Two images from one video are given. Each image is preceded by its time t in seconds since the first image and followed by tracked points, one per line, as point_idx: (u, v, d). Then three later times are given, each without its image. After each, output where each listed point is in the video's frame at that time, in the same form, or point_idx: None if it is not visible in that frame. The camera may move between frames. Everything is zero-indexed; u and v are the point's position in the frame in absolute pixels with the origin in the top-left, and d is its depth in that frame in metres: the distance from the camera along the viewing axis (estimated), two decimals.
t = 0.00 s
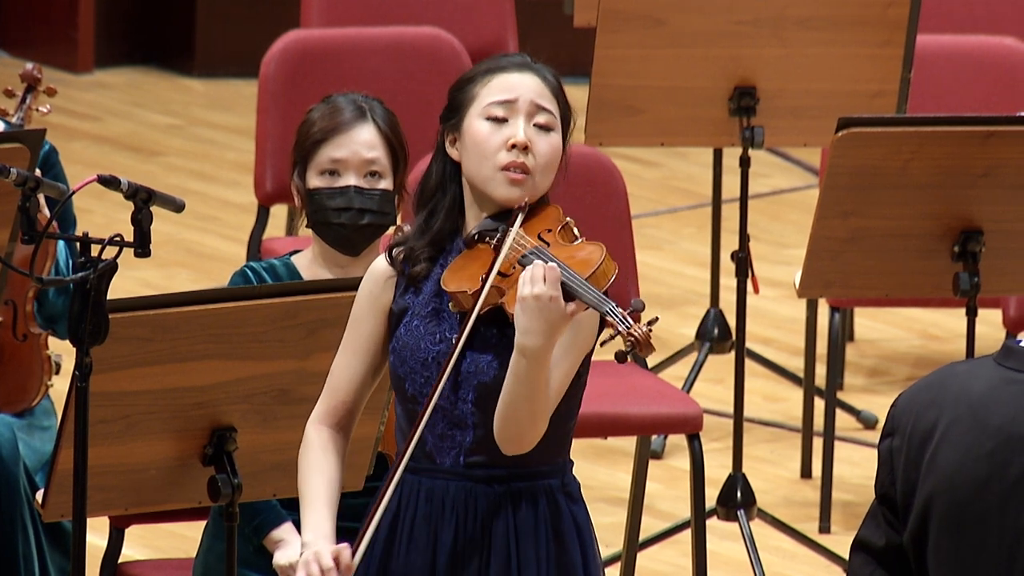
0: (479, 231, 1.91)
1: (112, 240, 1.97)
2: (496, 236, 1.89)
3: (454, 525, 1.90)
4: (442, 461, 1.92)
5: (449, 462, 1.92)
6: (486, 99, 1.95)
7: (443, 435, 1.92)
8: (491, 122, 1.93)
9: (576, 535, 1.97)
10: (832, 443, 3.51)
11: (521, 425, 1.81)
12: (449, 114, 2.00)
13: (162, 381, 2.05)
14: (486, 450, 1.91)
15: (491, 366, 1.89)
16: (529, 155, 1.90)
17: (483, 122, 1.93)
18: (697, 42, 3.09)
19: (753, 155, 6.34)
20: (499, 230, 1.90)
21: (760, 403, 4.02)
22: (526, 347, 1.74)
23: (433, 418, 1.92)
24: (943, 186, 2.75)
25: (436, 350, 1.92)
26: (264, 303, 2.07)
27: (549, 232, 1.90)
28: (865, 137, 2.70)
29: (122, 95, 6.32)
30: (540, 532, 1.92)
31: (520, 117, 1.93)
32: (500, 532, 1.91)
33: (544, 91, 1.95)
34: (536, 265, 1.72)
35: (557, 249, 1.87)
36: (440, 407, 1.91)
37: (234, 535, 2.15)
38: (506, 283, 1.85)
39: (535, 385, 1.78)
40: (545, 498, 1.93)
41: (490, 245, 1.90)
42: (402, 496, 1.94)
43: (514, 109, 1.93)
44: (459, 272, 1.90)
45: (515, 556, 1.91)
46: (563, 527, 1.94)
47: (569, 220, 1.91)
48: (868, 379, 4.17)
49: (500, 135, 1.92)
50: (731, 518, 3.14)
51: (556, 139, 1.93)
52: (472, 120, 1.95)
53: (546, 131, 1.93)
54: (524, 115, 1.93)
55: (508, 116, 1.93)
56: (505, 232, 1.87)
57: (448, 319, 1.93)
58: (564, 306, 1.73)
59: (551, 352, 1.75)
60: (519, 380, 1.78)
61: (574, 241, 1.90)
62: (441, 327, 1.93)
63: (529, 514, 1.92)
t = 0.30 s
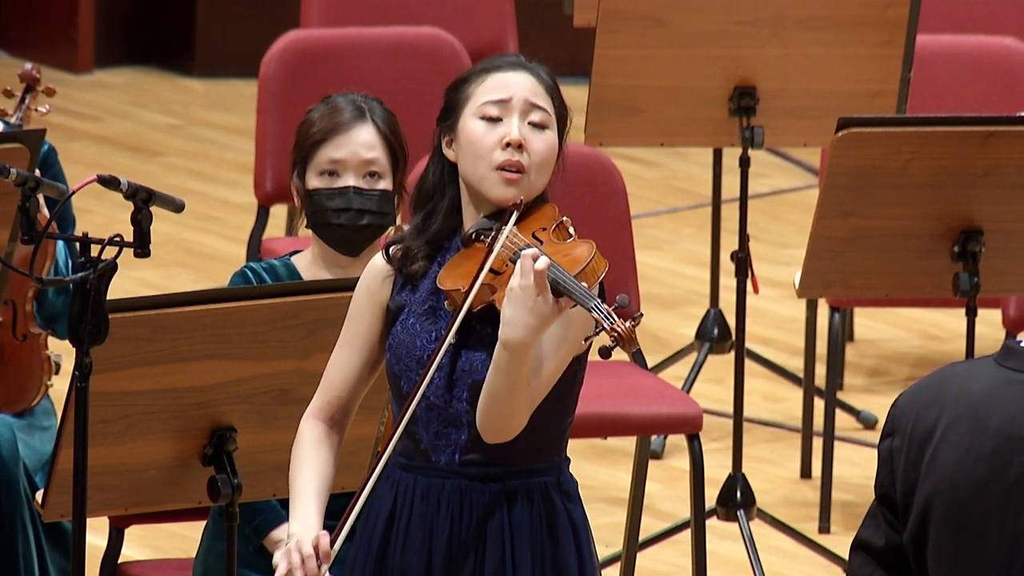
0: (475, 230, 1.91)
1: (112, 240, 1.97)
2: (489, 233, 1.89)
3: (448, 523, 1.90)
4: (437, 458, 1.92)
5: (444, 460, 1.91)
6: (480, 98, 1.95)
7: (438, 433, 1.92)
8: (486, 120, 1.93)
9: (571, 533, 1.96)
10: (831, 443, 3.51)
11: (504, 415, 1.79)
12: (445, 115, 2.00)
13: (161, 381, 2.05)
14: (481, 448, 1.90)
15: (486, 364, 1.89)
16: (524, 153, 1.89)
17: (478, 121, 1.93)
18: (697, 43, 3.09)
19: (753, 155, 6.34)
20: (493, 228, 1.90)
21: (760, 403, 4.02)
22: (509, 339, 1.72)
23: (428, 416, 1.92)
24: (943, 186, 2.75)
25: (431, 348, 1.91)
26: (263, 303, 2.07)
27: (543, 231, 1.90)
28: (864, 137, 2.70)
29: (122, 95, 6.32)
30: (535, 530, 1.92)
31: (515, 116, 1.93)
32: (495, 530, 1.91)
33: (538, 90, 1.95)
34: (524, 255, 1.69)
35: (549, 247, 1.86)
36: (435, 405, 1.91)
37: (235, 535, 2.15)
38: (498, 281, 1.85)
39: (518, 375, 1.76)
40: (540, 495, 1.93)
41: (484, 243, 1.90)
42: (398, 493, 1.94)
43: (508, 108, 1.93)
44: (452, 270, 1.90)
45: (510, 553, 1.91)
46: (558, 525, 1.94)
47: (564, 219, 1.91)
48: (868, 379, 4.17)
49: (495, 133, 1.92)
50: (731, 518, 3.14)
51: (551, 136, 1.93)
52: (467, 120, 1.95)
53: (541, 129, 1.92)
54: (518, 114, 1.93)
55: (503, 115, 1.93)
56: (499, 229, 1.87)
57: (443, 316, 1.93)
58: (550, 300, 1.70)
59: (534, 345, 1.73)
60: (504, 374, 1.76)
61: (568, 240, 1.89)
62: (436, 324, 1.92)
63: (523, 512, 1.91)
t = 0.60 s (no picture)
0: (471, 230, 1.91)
1: (112, 240, 1.97)
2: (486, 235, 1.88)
3: (443, 523, 1.90)
4: (433, 457, 1.92)
5: (440, 459, 1.91)
6: (478, 98, 1.95)
7: (433, 433, 1.92)
8: (482, 120, 1.94)
9: (567, 533, 1.96)
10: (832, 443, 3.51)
11: (501, 414, 1.79)
12: (443, 115, 2.01)
13: (161, 381, 2.05)
14: (476, 447, 1.90)
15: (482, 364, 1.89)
16: (519, 153, 1.89)
17: (474, 121, 1.94)
18: (697, 43, 3.09)
19: (753, 155, 6.34)
20: (490, 229, 1.89)
21: (760, 403, 4.02)
22: (503, 337, 1.73)
23: (425, 416, 1.92)
24: (944, 186, 2.75)
25: (427, 347, 1.91)
26: (263, 303, 2.07)
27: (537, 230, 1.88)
28: (864, 137, 2.70)
29: (122, 95, 6.32)
30: (530, 530, 1.92)
31: (511, 116, 1.93)
32: (491, 530, 1.90)
33: (535, 90, 1.95)
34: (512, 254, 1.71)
35: (542, 246, 1.85)
36: (432, 406, 1.91)
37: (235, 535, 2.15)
38: (493, 280, 1.85)
39: (513, 373, 1.76)
40: (536, 495, 1.93)
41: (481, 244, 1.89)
42: (393, 492, 1.94)
43: (505, 108, 1.93)
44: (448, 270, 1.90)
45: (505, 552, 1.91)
46: (553, 525, 1.94)
47: (560, 218, 1.90)
48: (869, 379, 4.17)
49: (491, 133, 1.92)
50: (731, 518, 3.14)
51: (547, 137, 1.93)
52: (464, 120, 1.95)
53: (536, 130, 1.93)
54: (515, 114, 1.93)
55: (499, 115, 1.93)
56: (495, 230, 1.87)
57: (441, 316, 1.92)
58: (540, 296, 1.72)
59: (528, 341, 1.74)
60: (499, 377, 1.76)
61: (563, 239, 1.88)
62: (434, 324, 1.92)
63: (519, 512, 1.91)
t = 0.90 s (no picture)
0: (477, 231, 1.91)
1: (112, 240, 1.97)
2: (494, 237, 1.89)
3: (446, 522, 1.91)
4: (437, 458, 1.92)
5: (444, 460, 1.91)
6: (480, 100, 1.95)
7: (438, 434, 1.92)
8: (485, 123, 1.94)
9: (570, 533, 1.96)
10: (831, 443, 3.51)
11: (518, 422, 1.80)
12: (446, 116, 2.01)
13: (161, 382, 2.05)
14: (480, 448, 1.90)
15: (486, 365, 1.89)
16: (522, 156, 1.90)
17: (477, 124, 1.94)
18: (697, 43, 3.09)
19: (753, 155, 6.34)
20: (497, 231, 1.89)
21: (760, 403, 4.02)
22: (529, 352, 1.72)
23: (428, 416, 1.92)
24: (944, 186, 2.75)
25: (433, 348, 1.91)
26: (263, 302, 2.06)
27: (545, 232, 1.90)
28: (864, 137, 2.70)
29: (122, 95, 6.32)
30: (534, 530, 1.92)
31: (514, 119, 1.93)
32: (493, 531, 1.90)
33: (538, 92, 1.94)
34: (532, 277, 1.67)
35: (552, 248, 1.87)
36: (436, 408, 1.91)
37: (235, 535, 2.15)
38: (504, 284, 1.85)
39: (535, 385, 1.76)
40: (539, 495, 1.92)
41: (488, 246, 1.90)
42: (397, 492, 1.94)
43: (507, 111, 1.93)
44: (455, 271, 1.90)
45: (509, 553, 1.91)
46: (557, 525, 1.94)
47: (565, 220, 1.92)
48: (869, 379, 4.17)
49: (494, 136, 1.92)
50: (731, 518, 3.14)
51: (550, 139, 1.93)
52: (467, 122, 1.95)
53: (540, 132, 1.93)
54: (518, 117, 1.93)
55: (502, 118, 1.93)
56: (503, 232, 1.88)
57: (446, 318, 1.92)
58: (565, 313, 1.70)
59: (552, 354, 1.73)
60: (519, 383, 1.76)
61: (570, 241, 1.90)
62: (439, 325, 1.92)
63: (522, 512, 1.91)
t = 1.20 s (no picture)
0: (496, 234, 1.93)
1: (112, 240, 1.97)
2: (519, 240, 1.91)
3: (468, 523, 1.93)
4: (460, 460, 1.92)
5: (466, 462, 1.92)
6: (497, 102, 1.95)
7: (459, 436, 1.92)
8: (502, 126, 1.94)
9: (588, 530, 1.97)
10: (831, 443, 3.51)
11: (559, 432, 1.82)
12: (458, 116, 2.01)
13: (161, 382, 2.05)
14: (505, 450, 1.92)
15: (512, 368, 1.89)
16: (542, 159, 1.91)
17: (494, 127, 1.94)
18: (697, 43, 3.09)
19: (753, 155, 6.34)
20: (521, 233, 1.92)
21: (760, 402, 4.02)
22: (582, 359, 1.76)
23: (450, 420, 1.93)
24: (943, 186, 2.75)
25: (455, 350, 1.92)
26: (263, 303, 2.06)
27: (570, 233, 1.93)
28: (864, 137, 2.70)
29: (121, 95, 6.32)
30: (554, 529, 1.94)
31: (532, 121, 1.94)
32: (515, 531, 1.93)
33: (552, 93, 1.95)
34: (591, 288, 1.72)
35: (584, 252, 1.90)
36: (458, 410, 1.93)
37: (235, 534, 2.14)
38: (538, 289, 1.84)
39: (585, 393, 1.80)
40: (558, 496, 1.95)
41: (512, 248, 1.91)
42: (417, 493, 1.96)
43: (525, 113, 1.94)
44: (483, 275, 1.89)
45: (530, 551, 1.93)
46: (576, 525, 1.96)
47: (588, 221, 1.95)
48: (868, 379, 4.17)
49: (513, 140, 1.93)
50: (731, 518, 3.14)
51: (566, 140, 1.94)
52: (483, 124, 1.96)
53: (556, 133, 1.94)
54: (535, 120, 1.94)
55: (519, 120, 1.94)
56: (531, 235, 1.90)
57: (466, 321, 1.93)
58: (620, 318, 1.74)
59: (605, 362, 1.77)
60: (571, 390, 1.79)
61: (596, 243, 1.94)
62: (459, 329, 1.93)
63: (543, 513, 1.93)
